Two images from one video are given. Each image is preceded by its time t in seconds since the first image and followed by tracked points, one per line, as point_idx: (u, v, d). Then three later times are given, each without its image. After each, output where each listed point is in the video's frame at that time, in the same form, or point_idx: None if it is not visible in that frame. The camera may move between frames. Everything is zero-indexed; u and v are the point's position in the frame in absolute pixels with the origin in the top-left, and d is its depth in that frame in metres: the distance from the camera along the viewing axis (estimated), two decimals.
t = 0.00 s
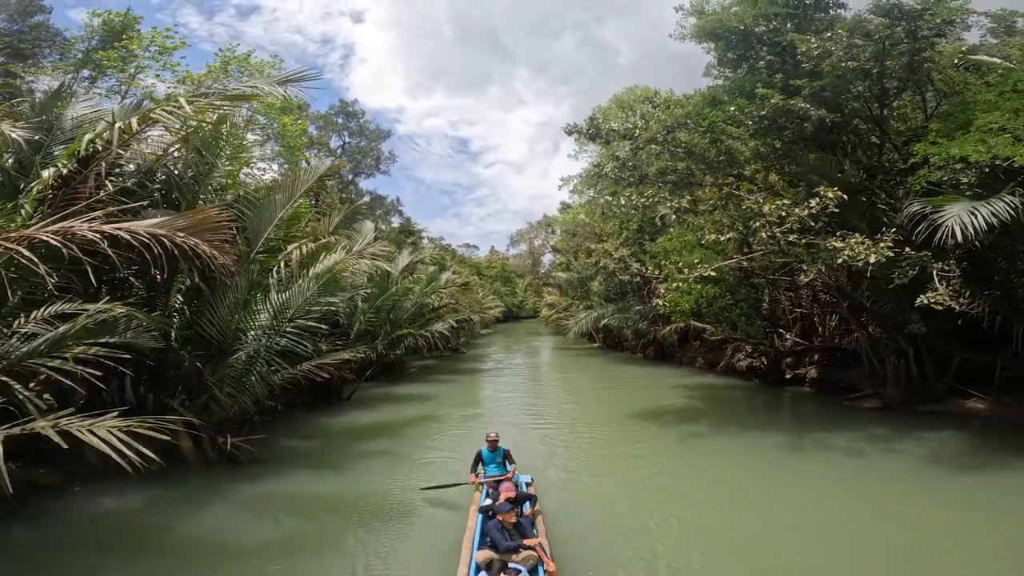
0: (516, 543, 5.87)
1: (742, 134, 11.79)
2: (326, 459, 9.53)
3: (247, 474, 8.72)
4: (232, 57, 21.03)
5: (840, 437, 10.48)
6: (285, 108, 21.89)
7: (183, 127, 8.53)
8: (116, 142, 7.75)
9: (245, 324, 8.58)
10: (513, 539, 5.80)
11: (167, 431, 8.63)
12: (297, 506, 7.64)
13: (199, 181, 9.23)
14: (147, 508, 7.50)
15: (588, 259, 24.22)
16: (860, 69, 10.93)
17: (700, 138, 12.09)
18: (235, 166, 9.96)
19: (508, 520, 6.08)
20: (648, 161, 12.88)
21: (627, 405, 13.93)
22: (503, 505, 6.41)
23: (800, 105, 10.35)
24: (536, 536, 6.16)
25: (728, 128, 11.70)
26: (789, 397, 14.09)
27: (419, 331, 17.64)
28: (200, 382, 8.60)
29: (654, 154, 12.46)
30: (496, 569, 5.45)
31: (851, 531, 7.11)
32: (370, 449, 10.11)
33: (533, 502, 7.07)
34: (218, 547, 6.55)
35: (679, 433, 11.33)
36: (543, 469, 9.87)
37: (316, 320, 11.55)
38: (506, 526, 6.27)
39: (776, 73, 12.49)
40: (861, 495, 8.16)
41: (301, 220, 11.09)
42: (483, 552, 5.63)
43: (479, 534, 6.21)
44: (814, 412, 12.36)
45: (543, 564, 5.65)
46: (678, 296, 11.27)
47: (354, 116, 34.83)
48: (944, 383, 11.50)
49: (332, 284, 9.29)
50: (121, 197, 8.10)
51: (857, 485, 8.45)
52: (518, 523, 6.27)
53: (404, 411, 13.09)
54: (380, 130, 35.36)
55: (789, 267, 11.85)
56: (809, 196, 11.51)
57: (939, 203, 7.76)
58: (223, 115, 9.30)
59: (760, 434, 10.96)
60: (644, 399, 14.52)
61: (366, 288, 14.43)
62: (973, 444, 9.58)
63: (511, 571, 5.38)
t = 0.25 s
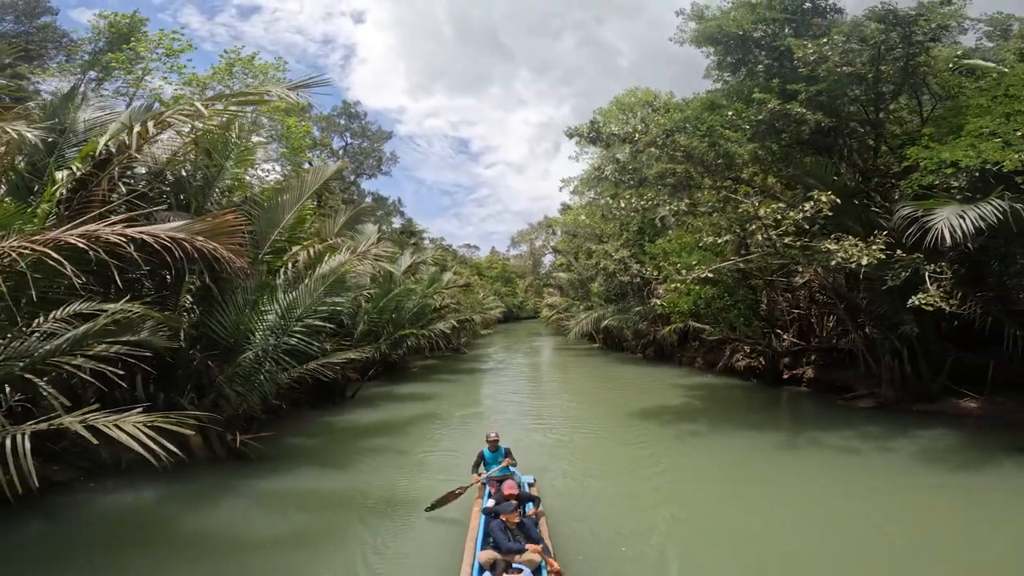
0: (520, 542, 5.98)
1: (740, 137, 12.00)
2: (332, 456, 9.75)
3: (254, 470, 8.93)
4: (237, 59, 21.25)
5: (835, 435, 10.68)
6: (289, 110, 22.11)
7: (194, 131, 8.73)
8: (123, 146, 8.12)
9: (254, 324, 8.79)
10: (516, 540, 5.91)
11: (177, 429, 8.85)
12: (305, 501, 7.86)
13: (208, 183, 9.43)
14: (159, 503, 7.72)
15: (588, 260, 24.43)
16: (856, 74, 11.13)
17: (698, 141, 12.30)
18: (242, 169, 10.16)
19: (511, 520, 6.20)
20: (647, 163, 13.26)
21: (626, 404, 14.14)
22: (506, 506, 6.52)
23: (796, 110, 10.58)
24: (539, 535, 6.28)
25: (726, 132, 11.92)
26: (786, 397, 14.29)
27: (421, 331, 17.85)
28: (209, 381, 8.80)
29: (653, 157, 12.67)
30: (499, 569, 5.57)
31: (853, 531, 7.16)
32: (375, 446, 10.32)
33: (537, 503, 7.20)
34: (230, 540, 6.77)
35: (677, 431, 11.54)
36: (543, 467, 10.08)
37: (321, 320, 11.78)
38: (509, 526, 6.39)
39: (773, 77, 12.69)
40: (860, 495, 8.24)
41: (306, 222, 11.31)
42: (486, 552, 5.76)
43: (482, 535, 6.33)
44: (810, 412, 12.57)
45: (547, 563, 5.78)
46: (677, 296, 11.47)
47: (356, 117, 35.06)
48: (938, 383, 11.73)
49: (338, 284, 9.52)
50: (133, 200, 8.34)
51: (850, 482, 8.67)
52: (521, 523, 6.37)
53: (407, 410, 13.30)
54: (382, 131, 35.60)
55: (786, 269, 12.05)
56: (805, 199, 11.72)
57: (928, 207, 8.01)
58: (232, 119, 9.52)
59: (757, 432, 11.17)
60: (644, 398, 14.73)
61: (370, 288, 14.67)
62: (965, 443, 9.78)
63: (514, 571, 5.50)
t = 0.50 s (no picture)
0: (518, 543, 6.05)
1: (737, 140, 12.17)
2: (335, 453, 9.95)
3: (260, 467, 9.12)
4: (240, 61, 21.45)
5: (830, 434, 10.86)
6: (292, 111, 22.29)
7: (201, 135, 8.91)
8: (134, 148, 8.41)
9: (260, 324, 8.97)
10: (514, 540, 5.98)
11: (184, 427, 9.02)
12: (310, 497, 8.05)
13: (214, 186, 9.61)
14: (168, 499, 7.89)
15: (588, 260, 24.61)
16: (851, 78, 11.28)
17: (696, 144, 12.46)
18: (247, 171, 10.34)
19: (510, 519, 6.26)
20: (646, 166, 13.44)
21: (625, 403, 14.32)
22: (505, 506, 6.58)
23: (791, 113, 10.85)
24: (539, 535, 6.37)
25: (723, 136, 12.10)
26: (783, 396, 14.46)
27: (423, 331, 18.04)
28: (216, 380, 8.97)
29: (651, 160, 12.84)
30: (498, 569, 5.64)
31: (852, 533, 7.16)
32: (377, 445, 10.52)
33: (538, 503, 7.33)
34: (239, 534, 6.97)
35: (675, 430, 11.72)
36: (543, 465, 10.26)
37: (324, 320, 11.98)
38: (509, 526, 6.46)
39: (770, 81, 12.85)
40: (854, 493, 8.39)
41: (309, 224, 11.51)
42: (485, 552, 5.84)
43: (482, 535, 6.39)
44: (806, 411, 12.75)
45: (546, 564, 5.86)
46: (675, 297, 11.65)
47: (358, 117, 35.26)
48: (932, 383, 11.89)
49: (342, 284, 9.72)
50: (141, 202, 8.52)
51: (844, 480, 8.86)
52: (521, 523, 6.44)
53: (408, 409, 13.49)
54: (383, 132, 35.82)
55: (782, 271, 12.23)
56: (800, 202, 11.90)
57: (919, 210, 8.19)
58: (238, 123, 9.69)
59: (753, 431, 11.35)
60: (643, 398, 14.91)
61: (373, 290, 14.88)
62: (957, 442, 9.96)
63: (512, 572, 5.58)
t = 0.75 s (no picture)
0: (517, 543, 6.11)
1: (734, 144, 12.38)
2: (339, 450, 10.17)
3: (266, 464, 9.33)
4: (244, 62, 21.68)
5: (823, 433, 11.07)
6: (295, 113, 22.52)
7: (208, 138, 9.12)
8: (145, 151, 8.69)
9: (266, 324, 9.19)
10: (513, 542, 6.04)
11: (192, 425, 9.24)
12: (315, 492, 8.27)
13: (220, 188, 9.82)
14: (177, 494, 8.11)
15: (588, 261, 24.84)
16: (846, 83, 11.48)
17: (694, 147, 12.66)
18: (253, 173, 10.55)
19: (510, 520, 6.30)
20: (645, 169, 13.65)
21: (623, 403, 14.54)
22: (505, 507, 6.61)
23: (785, 117, 11.30)
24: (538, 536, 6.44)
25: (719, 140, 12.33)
26: (779, 396, 14.67)
27: (424, 331, 18.26)
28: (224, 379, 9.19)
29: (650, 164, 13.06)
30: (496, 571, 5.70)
31: (851, 534, 7.20)
32: (380, 442, 10.74)
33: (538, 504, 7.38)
34: (247, 527, 7.18)
35: (672, 429, 11.93)
36: (542, 463, 10.46)
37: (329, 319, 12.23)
38: (508, 527, 6.49)
39: (767, 86, 13.06)
40: (845, 490, 8.60)
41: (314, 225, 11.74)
42: (484, 554, 5.90)
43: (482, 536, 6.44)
44: (801, 411, 12.97)
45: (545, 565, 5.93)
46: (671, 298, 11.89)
47: (360, 118, 35.51)
48: (925, 383, 12.09)
49: (346, 286, 9.95)
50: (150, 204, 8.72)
51: (836, 477, 9.08)
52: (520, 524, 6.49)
53: (410, 408, 13.71)
54: (385, 133, 36.07)
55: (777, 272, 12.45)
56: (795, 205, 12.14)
57: (909, 214, 8.41)
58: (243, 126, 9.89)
59: (748, 430, 11.57)
60: (641, 397, 15.12)
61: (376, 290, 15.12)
62: (948, 441, 10.16)
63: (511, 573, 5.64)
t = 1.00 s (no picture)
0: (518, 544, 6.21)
1: (731, 148, 12.56)
2: (343, 448, 10.37)
3: (272, 461, 9.53)
4: (248, 64, 21.88)
5: (819, 433, 11.24)
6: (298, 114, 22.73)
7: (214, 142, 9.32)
8: (154, 154, 8.91)
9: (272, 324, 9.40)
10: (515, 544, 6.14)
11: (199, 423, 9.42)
12: (321, 489, 8.46)
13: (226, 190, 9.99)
14: (186, 491, 8.30)
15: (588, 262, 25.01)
16: (842, 88, 11.64)
17: (692, 151, 12.83)
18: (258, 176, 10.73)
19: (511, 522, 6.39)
20: (644, 172, 13.82)
21: (622, 403, 14.71)
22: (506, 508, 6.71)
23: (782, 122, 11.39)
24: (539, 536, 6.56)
25: (716, 144, 12.51)
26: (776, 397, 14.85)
27: (425, 332, 18.44)
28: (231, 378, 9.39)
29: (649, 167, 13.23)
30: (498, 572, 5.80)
31: (846, 533, 7.32)
32: (383, 440, 10.94)
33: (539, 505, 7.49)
34: (256, 522, 7.38)
35: (670, 429, 12.10)
36: (541, 461, 10.64)
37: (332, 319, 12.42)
38: (509, 528, 6.58)
39: (764, 90, 13.22)
40: (839, 488, 8.78)
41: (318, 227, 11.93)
42: (486, 555, 6.00)
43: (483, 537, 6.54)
44: (798, 411, 13.15)
45: (546, 565, 6.05)
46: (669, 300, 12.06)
47: (362, 119, 35.72)
48: (920, 384, 12.27)
49: (350, 286, 10.16)
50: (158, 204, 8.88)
51: (830, 476, 9.27)
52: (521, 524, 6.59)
53: (412, 407, 13.90)
54: (387, 134, 36.26)
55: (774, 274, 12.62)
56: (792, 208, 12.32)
57: (901, 218, 8.60)
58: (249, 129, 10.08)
59: (745, 430, 11.74)
60: (640, 397, 15.30)
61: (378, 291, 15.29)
62: (941, 441, 10.33)
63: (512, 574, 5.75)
